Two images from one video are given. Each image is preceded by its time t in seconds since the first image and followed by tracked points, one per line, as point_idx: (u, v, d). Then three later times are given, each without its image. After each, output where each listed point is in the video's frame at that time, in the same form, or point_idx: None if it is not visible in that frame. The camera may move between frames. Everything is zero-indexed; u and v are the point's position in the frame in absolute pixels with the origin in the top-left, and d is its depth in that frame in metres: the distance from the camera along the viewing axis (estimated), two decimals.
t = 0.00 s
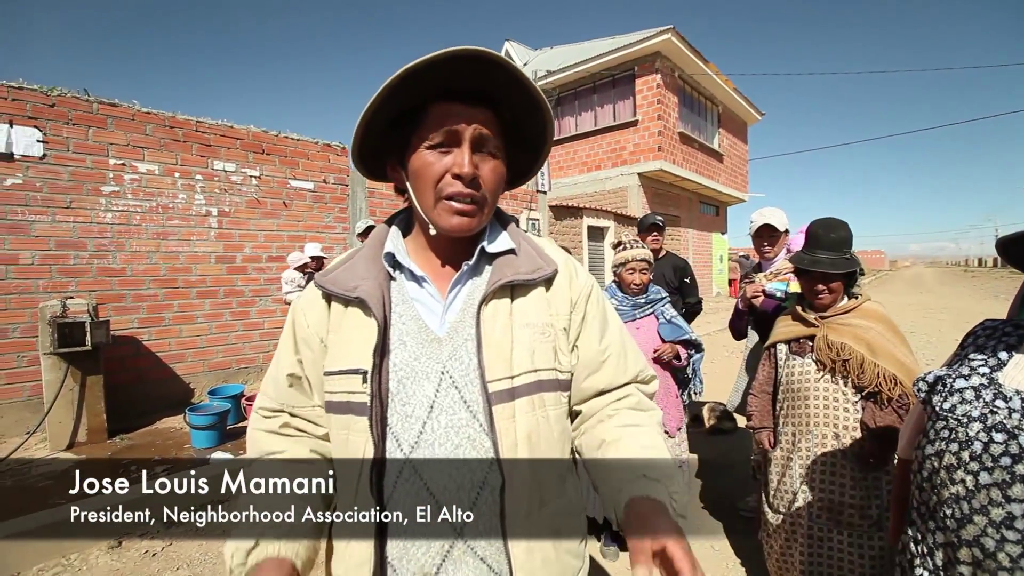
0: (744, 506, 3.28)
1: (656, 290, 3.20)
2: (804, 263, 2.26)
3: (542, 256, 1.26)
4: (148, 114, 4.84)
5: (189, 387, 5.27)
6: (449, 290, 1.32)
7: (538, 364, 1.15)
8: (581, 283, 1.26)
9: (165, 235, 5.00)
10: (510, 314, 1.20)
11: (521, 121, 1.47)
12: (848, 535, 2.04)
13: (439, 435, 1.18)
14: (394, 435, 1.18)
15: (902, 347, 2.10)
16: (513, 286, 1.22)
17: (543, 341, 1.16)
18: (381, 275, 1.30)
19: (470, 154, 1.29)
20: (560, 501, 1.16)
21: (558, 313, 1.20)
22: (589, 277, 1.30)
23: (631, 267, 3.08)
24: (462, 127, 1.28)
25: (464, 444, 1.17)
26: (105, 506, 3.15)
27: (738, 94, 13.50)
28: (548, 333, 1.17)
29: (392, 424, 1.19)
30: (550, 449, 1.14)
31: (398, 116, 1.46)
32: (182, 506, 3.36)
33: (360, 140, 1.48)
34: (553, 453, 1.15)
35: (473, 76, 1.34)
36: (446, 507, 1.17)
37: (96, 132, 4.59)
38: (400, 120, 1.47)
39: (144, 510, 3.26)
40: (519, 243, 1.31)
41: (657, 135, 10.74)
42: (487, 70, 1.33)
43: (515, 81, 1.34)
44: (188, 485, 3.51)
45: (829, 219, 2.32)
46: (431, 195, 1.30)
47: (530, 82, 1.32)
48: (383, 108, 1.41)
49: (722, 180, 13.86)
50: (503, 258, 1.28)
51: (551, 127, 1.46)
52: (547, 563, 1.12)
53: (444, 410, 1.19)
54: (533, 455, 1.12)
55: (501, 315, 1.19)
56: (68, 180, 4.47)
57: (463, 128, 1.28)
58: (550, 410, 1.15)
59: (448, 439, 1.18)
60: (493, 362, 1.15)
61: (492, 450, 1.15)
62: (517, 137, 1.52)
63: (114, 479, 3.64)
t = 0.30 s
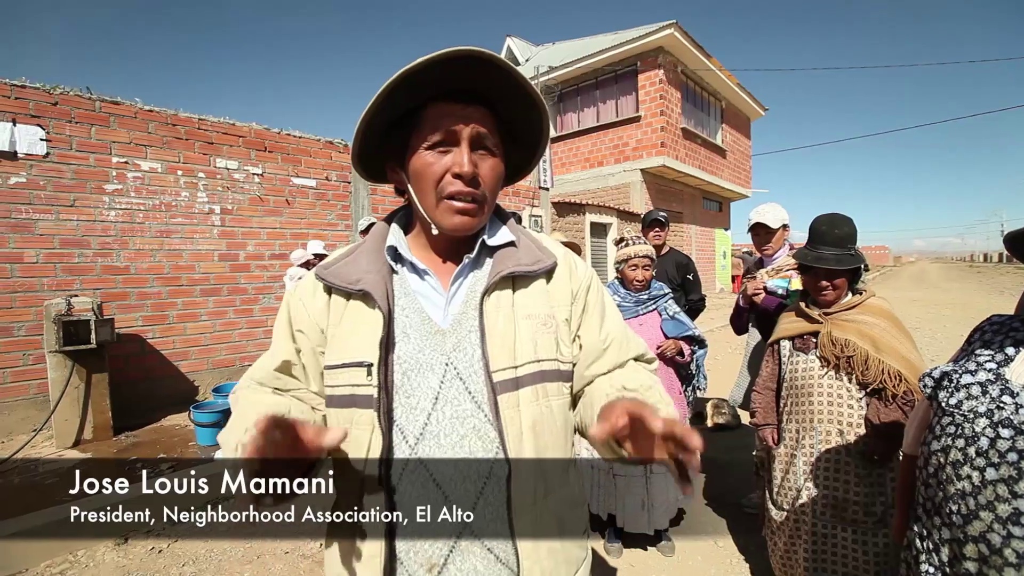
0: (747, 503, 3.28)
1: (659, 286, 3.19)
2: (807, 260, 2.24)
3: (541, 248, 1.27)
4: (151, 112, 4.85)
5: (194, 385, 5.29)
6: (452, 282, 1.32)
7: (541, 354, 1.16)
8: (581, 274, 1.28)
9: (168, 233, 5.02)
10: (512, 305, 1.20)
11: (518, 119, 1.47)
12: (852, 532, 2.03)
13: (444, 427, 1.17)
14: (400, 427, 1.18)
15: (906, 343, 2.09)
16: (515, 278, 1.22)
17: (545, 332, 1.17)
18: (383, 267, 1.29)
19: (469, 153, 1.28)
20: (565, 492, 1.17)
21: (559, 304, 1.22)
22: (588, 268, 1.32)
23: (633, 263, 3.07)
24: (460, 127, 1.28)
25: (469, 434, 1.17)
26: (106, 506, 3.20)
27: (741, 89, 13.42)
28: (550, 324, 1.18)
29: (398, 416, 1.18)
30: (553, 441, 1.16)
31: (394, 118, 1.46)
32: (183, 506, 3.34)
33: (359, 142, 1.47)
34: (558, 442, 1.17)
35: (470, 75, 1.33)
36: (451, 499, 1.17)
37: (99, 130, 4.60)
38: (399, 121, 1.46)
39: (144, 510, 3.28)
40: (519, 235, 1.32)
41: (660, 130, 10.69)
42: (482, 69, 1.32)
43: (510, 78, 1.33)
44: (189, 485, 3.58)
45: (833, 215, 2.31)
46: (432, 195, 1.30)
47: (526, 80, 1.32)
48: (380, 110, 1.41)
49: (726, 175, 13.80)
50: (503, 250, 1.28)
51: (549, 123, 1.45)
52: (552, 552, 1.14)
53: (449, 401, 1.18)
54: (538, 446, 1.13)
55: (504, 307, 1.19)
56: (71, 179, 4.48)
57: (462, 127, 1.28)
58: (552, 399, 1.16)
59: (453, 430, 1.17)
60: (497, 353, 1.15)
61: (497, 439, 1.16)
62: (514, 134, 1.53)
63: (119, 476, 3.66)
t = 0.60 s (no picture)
0: (752, 501, 3.28)
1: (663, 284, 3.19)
2: (812, 258, 2.23)
3: (549, 245, 1.27)
4: (155, 112, 4.87)
5: (199, 383, 5.32)
6: (460, 278, 1.32)
7: (548, 350, 1.16)
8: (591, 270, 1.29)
9: (173, 232, 5.04)
10: (520, 300, 1.21)
11: (526, 118, 1.47)
12: (857, 531, 2.03)
13: (451, 422, 1.18)
14: (408, 421, 1.18)
15: (911, 341, 2.08)
16: (523, 273, 1.23)
17: (554, 327, 1.18)
18: (392, 262, 1.29)
19: (477, 153, 1.28)
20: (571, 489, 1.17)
21: (568, 300, 1.22)
22: (597, 265, 1.33)
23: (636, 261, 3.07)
24: (468, 128, 1.28)
25: (476, 430, 1.18)
26: (106, 506, 3.13)
27: (746, 86, 13.35)
28: (558, 319, 1.19)
29: (406, 411, 1.19)
30: (560, 438, 1.15)
31: (402, 119, 1.46)
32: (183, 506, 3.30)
33: (368, 144, 1.48)
34: (566, 438, 1.17)
35: (477, 76, 1.33)
36: (458, 496, 1.17)
37: (104, 130, 4.62)
38: (407, 123, 1.47)
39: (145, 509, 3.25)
40: (527, 231, 1.33)
41: (663, 128, 10.66)
42: (489, 70, 1.32)
43: (518, 79, 1.33)
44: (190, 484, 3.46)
45: (839, 212, 2.29)
46: (441, 196, 1.31)
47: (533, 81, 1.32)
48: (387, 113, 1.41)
49: (730, 173, 13.75)
50: (512, 246, 1.29)
51: (556, 122, 1.45)
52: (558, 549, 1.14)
53: (456, 397, 1.19)
54: (545, 442, 1.14)
55: (512, 302, 1.20)
56: (77, 179, 4.51)
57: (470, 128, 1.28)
58: (559, 395, 1.17)
59: (461, 425, 1.18)
60: (505, 349, 1.16)
61: (504, 435, 1.16)
62: (522, 132, 1.52)
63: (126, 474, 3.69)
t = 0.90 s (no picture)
0: (754, 498, 3.28)
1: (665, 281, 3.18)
2: (815, 253, 2.22)
3: (559, 244, 1.26)
4: (158, 110, 4.88)
5: (203, 380, 5.35)
6: (467, 277, 1.32)
7: (555, 351, 1.15)
8: (601, 269, 1.27)
9: (177, 230, 5.06)
10: (527, 301, 1.20)
11: (527, 108, 1.46)
12: (860, 528, 2.02)
13: (456, 423, 1.18)
14: (413, 421, 1.19)
15: (915, 337, 2.07)
16: (531, 273, 1.22)
17: (561, 328, 1.17)
18: (399, 262, 1.30)
19: (478, 148, 1.28)
20: (575, 491, 1.17)
21: (577, 300, 1.21)
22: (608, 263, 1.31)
23: (638, 258, 3.06)
24: (468, 122, 1.28)
25: (480, 431, 1.18)
26: (105, 506, 3.13)
27: (750, 82, 13.27)
28: (565, 320, 1.18)
29: (411, 411, 1.19)
30: (566, 440, 1.15)
31: (402, 116, 1.47)
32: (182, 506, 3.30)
33: (370, 143, 1.49)
34: (573, 441, 1.15)
35: (475, 68, 1.33)
36: (460, 497, 1.17)
37: (107, 129, 4.63)
38: (408, 120, 1.48)
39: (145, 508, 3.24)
40: (536, 229, 1.32)
41: (666, 124, 10.61)
42: (486, 61, 1.32)
43: (516, 69, 1.32)
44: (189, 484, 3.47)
45: (842, 208, 2.28)
46: (443, 192, 1.31)
47: (532, 70, 1.31)
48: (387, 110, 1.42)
49: (733, 169, 13.69)
50: (519, 246, 1.28)
51: (558, 111, 1.44)
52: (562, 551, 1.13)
53: (461, 397, 1.19)
54: (550, 443, 1.13)
55: (520, 303, 1.19)
56: (81, 177, 4.52)
57: (471, 122, 1.28)
58: (566, 397, 1.16)
59: (465, 426, 1.18)
60: (512, 350, 1.15)
61: (509, 436, 1.16)
62: (525, 123, 1.51)
63: (132, 471, 3.71)
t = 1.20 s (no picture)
0: (753, 497, 3.29)
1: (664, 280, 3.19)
2: (813, 253, 2.22)
3: (558, 246, 1.26)
4: (157, 110, 4.88)
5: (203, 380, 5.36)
6: (465, 279, 1.32)
7: (554, 354, 1.15)
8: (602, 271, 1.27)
9: (176, 230, 5.06)
10: (526, 303, 1.21)
11: (527, 110, 1.45)
12: (858, 527, 2.03)
13: (452, 425, 1.18)
14: (410, 422, 1.19)
15: (913, 336, 2.08)
16: (529, 275, 1.22)
17: (560, 330, 1.17)
18: (398, 264, 1.30)
19: (476, 152, 1.28)
20: (572, 494, 1.17)
21: (576, 303, 1.21)
22: (608, 265, 1.31)
23: (637, 257, 3.06)
24: (467, 126, 1.28)
25: (476, 434, 1.18)
26: (105, 506, 3.13)
27: (749, 80, 13.26)
28: (564, 322, 1.18)
29: (408, 412, 1.20)
30: (563, 443, 1.15)
31: (401, 117, 1.47)
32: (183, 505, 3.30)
33: (369, 143, 1.50)
34: (570, 444, 1.15)
35: (473, 71, 1.33)
36: (456, 498, 1.18)
37: (106, 128, 4.63)
38: (407, 121, 1.48)
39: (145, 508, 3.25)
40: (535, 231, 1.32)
41: (666, 123, 10.61)
42: (486, 64, 1.32)
43: (515, 71, 1.32)
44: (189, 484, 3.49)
45: (841, 207, 2.28)
46: (442, 195, 1.31)
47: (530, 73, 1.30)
48: (386, 111, 1.42)
49: (733, 168, 13.69)
50: (518, 247, 1.28)
51: (558, 112, 1.44)
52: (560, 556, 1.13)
53: (458, 399, 1.19)
54: (546, 446, 1.13)
55: (518, 305, 1.19)
56: (80, 177, 4.52)
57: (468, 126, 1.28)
58: (564, 400, 1.16)
59: (461, 428, 1.18)
60: (509, 352, 1.15)
61: (506, 438, 1.15)
62: (526, 124, 1.51)
63: (131, 471, 3.72)
